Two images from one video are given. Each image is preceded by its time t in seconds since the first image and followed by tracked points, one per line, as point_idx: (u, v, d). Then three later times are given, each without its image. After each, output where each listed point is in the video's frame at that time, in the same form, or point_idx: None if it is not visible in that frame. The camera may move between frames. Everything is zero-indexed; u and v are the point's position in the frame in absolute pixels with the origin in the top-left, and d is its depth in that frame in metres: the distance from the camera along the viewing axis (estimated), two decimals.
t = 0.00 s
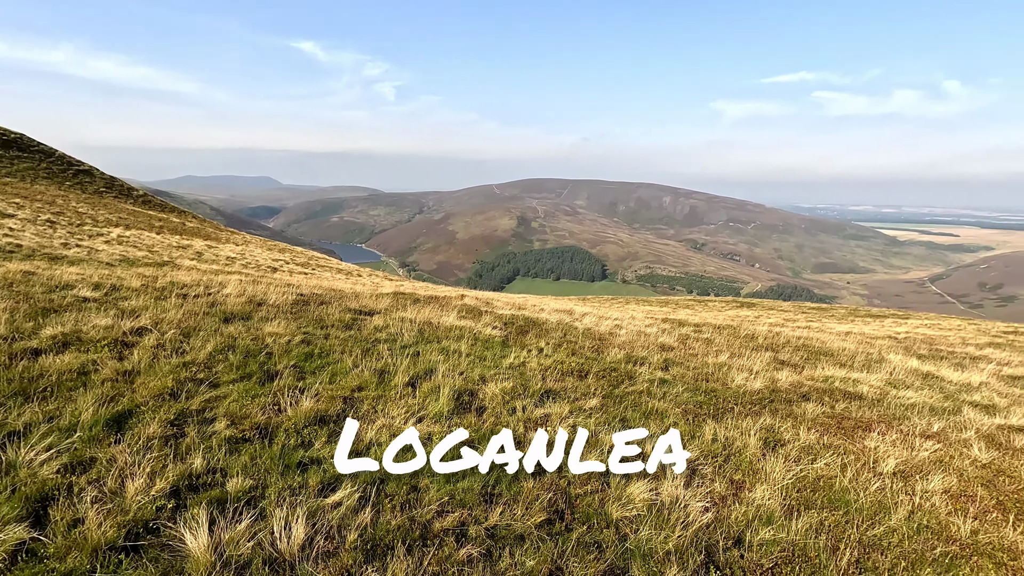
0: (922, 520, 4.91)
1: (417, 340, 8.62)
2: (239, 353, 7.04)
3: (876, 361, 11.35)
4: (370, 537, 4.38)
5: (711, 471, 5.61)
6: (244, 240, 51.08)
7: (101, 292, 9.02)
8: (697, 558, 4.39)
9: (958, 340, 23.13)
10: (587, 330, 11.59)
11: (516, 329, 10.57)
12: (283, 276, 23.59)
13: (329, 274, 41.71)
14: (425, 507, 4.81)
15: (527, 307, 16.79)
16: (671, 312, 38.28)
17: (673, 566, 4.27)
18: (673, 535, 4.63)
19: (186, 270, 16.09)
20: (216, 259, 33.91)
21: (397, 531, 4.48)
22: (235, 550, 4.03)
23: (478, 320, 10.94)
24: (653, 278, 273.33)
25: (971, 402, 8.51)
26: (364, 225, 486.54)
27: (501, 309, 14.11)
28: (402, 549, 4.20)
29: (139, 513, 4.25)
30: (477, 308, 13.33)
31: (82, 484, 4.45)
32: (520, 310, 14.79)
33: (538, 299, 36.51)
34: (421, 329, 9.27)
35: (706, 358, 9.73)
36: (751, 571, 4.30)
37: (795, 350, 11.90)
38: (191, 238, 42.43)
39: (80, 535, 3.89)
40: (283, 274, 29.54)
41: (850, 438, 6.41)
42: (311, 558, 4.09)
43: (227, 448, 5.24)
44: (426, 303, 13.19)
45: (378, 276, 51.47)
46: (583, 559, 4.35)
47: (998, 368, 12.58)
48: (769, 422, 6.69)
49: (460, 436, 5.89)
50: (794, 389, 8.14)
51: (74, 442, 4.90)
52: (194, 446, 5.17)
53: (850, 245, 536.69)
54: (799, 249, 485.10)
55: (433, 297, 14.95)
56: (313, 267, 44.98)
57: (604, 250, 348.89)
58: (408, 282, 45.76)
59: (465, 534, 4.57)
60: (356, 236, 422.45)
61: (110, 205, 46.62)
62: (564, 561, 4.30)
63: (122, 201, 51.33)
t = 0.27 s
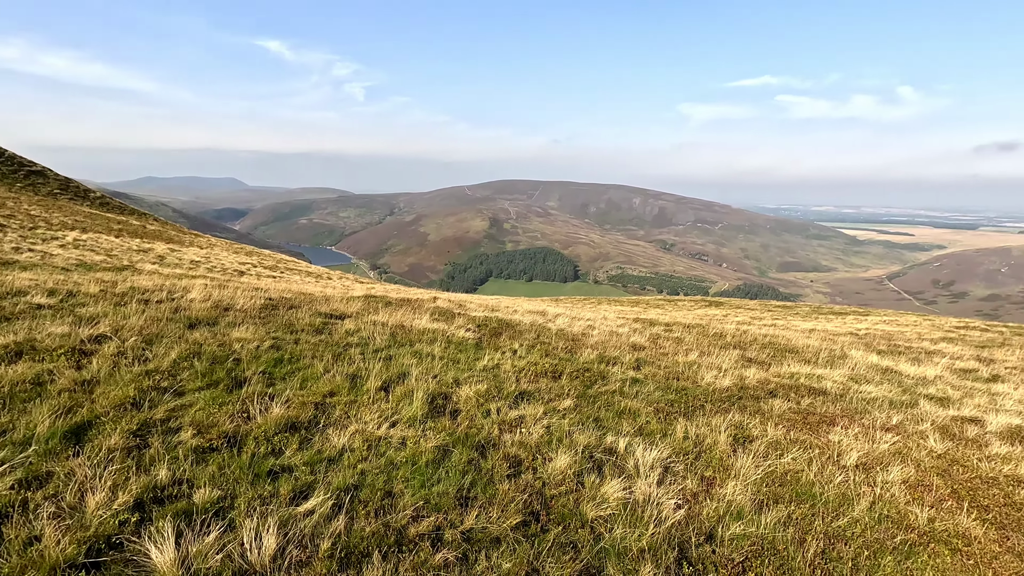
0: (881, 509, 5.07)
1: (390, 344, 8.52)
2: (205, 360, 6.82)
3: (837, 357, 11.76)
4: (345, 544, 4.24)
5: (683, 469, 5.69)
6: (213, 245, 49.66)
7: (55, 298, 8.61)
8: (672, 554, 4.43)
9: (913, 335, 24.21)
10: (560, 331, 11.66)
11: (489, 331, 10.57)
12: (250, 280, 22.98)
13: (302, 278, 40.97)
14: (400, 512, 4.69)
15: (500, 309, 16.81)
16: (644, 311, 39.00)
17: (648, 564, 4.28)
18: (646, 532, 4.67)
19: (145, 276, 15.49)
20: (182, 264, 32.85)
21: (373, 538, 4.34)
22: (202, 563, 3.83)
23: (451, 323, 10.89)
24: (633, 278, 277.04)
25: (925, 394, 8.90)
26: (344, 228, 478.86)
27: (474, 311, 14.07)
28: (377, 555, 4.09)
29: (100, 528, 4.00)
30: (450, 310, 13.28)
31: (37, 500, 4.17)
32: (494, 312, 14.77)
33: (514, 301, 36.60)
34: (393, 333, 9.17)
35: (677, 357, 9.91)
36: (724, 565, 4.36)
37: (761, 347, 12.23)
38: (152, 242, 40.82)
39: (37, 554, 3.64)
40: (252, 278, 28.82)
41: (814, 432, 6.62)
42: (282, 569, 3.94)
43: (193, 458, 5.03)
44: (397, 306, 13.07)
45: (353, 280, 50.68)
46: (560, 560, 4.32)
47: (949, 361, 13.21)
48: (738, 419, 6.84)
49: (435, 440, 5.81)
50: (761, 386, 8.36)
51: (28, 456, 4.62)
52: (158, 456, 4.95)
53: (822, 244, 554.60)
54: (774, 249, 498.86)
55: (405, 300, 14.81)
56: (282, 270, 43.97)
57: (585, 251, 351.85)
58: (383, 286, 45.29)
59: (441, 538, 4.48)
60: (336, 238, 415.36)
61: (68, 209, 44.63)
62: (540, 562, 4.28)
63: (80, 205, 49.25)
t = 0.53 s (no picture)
0: (856, 505, 5.19)
1: (370, 349, 8.45)
2: (180, 368, 6.66)
3: (811, 357, 12.05)
4: (328, 552, 4.17)
5: (664, 469, 5.75)
6: (188, 252, 48.56)
7: (20, 307, 8.31)
8: (654, 554, 4.47)
9: (882, 335, 24.97)
10: (541, 334, 11.70)
11: (470, 335, 10.55)
12: (226, 286, 22.54)
13: (282, 284, 40.36)
14: (384, 518, 4.63)
15: (481, 313, 16.81)
16: (624, 314, 39.47)
17: (632, 564, 4.31)
18: (631, 533, 4.70)
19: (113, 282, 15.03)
20: (156, 270, 32.06)
21: (356, 546, 4.28)
22: None
23: (431, 327, 10.85)
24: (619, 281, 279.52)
25: (894, 392, 9.19)
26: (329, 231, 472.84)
27: (455, 315, 14.03)
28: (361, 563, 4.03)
29: (73, 543, 3.86)
30: (430, 314, 13.23)
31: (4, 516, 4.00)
32: (474, 315, 14.74)
33: (496, 305, 36.63)
34: (373, 338, 9.11)
35: (656, 359, 10.04)
36: (705, 564, 4.41)
37: (738, 348, 12.46)
38: (121, 248, 39.57)
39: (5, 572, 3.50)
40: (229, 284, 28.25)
41: (791, 431, 6.77)
42: None
43: (170, 469, 4.89)
44: (377, 311, 12.96)
45: (332, 285, 49.89)
46: (544, 563, 4.33)
47: (916, 359, 13.65)
48: (717, 420, 6.95)
49: (418, 445, 5.77)
50: (739, 386, 8.52)
51: None
52: (133, 468, 4.80)
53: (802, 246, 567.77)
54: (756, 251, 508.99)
55: (384, 304, 14.69)
56: (258, 276, 43.17)
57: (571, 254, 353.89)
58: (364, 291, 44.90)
59: (426, 544, 4.44)
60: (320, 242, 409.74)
61: (34, 214, 43.12)
62: (525, 565, 4.28)
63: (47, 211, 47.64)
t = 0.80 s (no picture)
0: (836, 503, 5.28)
1: (353, 354, 8.37)
2: (157, 376, 6.51)
3: (790, 358, 12.28)
4: (311, 561, 4.10)
5: (648, 471, 5.78)
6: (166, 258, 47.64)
7: None
8: (639, 555, 4.50)
9: (857, 336, 25.57)
10: (524, 338, 11.73)
11: (453, 339, 10.53)
12: (203, 292, 22.14)
13: (263, 289, 39.86)
14: (369, 525, 4.58)
15: (464, 317, 16.79)
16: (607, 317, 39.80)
17: (617, 566, 4.33)
18: (616, 535, 4.72)
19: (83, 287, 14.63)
20: (132, 276, 31.37)
21: (341, 553, 4.21)
22: None
23: (414, 332, 10.79)
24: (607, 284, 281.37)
25: (870, 391, 9.40)
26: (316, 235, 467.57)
27: (438, 319, 13.99)
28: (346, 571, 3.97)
29: (47, 557, 3.74)
30: (413, 319, 13.16)
31: None
32: (457, 320, 14.71)
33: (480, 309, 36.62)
34: (356, 343, 9.03)
35: (639, 361, 10.14)
36: (689, 564, 4.44)
37: (719, 350, 12.63)
38: (95, 253, 38.51)
39: None
40: (207, 290, 27.75)
41: (771, 431, 6.88)
42: None
43: (147, 479, 4.76)
44: (359, 315, 12.86)
45: (315, 291, 49.21)
46: (530, 566, 4.31)
47: (890, 359, 14.00)
48: (700, 421, 7.03)
49: (403, 451, 5.71)
50: (720, 387, 8.63)
51: None
52: (109, 478, 4.66)
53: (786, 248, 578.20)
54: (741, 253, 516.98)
55: (367, 309, 14.58)
56: (237, 282, 42.51)
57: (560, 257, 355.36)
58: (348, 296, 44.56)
59: (412, 550, 4.39)
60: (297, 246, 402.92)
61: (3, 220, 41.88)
62: (511, 569, 4.26)
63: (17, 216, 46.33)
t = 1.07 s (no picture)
0: (819, 502, 5.33)
1: (338, 359, 8.31)
2: (139, 383, 6.40)
3: (774, 359, 12.43)
4: (296, 568, 4.04)
5: (635, 473, 5.80)
6: (148, 262, 46.90)
7: None
8: (626, 557, 4.51)
9: (839, 337, 25.98)
10: (512, 341, 11.74)
11: (440, 343, 10.51)
12: (186, 296, 21.84)
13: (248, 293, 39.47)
14: (355, 531, 4.52)
15: (451, 321, 16.77)
16: (595, 319, 40.09)
17: (604, 569, 4.32)
18: (603, 538, 4.72)
19: (60, 292, 14.31)
20: (113, 281, 30.86)
21: (326, 560, 4.16)
22: None
23: (401, 336, 10.74)
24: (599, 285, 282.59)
25: (852, 391, 9.54)
26: (306, 237, 463.18)
27: (425, 323, 13.93)
28: None
29: (24, 569, 3.64)
30: (399, 323, 13.11)
31: None
32: (444, 323, 14.66)
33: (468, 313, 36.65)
34: (341, 347, 8.96)
35: (626, 364, 10.19)
36: (676, 565, 4.46)
37: (704, 352, 12.74)
38: (74, 258, 37.64)
39: None
40: (190, 294, 27.41)
41: (755, 432, 6.95)
42: None
43: (128, 487, 4.66)
44: (345, 320, 12.77)
45: (301, 296, 48.63)
46: (518, 570, 4.29)
47: (871, 359, 14.22)
48: (686, 422, 7.08)
49: (389, 456, 5.66)
50: (706, 389, 8.71)
51: None
52: (88, 487, 4.55)
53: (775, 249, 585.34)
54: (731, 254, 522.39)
55: (352, 313, 14.47)
56: (221, 286, 42.03)
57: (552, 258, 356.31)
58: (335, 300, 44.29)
59: (398, 556, 4.35)
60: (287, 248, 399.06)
61: None
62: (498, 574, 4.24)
63: None
